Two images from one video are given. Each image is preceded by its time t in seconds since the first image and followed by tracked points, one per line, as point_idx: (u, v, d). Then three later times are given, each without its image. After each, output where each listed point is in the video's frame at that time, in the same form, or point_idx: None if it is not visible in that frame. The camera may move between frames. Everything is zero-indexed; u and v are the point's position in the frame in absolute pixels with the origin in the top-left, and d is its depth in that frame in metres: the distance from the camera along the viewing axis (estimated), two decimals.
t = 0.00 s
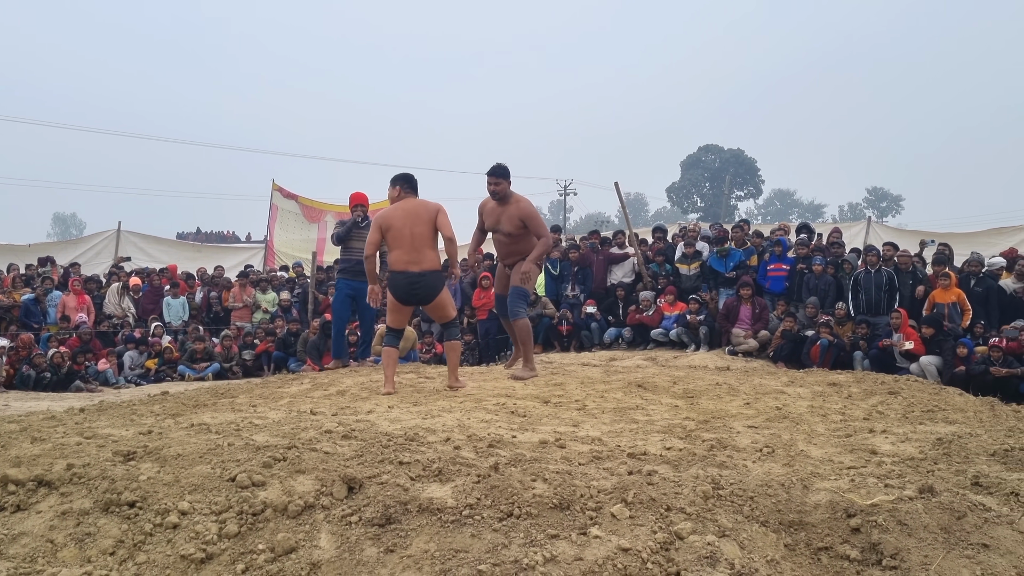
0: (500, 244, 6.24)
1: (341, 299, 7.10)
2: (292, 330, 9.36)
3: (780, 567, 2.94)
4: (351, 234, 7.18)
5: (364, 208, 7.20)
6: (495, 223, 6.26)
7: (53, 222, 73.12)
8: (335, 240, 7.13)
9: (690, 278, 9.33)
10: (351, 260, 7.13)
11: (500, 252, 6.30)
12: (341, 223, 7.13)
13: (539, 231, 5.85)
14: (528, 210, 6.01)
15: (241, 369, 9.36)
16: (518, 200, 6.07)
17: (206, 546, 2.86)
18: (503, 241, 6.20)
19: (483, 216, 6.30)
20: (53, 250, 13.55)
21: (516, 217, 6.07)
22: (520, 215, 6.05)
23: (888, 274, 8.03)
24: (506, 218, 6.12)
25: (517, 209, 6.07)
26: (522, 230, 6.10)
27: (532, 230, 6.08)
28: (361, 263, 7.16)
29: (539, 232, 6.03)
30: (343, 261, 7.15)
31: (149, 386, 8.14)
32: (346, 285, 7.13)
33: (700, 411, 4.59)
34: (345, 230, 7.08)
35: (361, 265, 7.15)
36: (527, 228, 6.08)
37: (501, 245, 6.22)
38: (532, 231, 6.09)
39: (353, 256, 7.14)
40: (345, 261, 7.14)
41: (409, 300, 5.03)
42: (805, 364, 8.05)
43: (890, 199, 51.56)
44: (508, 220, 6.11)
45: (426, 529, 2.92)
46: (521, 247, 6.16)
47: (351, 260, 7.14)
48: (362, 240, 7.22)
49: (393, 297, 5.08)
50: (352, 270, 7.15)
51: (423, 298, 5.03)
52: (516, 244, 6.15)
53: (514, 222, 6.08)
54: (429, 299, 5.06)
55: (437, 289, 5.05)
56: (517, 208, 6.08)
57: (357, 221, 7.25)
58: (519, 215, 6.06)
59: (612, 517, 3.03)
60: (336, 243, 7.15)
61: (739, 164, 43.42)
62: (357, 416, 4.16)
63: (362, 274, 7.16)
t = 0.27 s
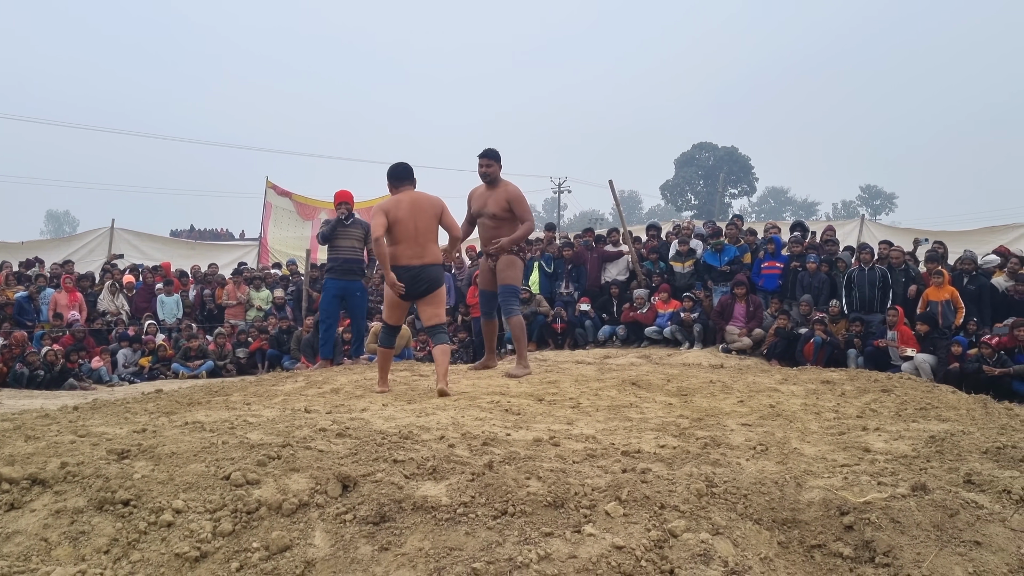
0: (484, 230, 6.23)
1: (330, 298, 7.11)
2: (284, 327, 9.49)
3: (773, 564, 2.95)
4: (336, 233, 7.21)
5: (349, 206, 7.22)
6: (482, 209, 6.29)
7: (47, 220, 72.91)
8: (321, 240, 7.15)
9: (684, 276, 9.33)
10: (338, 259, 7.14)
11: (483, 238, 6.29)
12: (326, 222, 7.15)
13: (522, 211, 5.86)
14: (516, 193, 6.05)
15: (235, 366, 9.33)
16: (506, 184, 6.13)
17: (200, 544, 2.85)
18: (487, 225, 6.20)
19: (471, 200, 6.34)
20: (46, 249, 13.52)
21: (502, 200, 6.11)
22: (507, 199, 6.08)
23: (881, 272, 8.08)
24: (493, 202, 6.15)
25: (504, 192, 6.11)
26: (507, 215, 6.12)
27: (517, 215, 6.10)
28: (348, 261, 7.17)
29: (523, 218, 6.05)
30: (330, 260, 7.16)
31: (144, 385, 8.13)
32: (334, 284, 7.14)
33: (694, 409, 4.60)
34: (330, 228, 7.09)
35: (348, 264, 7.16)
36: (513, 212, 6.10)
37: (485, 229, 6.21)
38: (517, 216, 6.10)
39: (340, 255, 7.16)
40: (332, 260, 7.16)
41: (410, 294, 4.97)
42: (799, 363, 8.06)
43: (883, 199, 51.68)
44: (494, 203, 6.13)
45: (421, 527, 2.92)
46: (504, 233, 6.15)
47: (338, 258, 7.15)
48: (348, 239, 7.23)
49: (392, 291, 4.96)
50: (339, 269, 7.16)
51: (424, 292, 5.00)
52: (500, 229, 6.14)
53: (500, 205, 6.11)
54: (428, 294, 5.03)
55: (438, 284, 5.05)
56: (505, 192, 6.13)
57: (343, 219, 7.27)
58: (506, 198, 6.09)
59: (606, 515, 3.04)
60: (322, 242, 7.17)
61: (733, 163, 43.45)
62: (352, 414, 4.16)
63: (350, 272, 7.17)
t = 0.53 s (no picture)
0: (474, 222, 6.21)
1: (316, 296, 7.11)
2: (284, 324, 9.60)
3: (774, 558, 2.95)
4: (320, 229, 7.24)
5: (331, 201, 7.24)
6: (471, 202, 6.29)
7: (47, 215, 72.94)
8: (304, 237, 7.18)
9: (684, 271, 9.31)
10: (323, 256, 7.17)
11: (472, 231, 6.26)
12: (308, 219, 7.18)
13: (519, 199, 5.90)
14: (509, 183, 6.09)
15: (235, 363, 9.35)
16: (497, 176, 6.16)
17: (201, 540, 2.86)
18: (478, 216, 6.18)
19: (460, 193, 6.32)
20: (46, 245, 13.53)
21: (495, 191, 6.13)
22: (499, 190, 6.10)
23: (882, 267, 8.07)
24: (485, 193, 6.15)
25: (496, 184, 6.14)
26: (498, 207, 6.14)
27: (509, 206, 6.13)
28: (333, 258, 7.19)
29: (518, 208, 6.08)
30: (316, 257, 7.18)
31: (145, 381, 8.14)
32: (320, 281, 7.13)
33: (694, 404, 4.60)
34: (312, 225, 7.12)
35: (334, 260, 7.18)
36: (505, 203, 6.13)
37: (476, 220, 6.19)
38: (509, 207, 6.13)
39: (325, 252, 7.19)
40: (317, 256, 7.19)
41: (404, 281, 4.90)
42: (800, 357, 8.05)
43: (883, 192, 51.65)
44: (486, 196, 6.12)
45: (421, 522, 2.93)
46: (495, 224, 6.14)
47: (322, 255, 7.18)
48: (332, 234, 7.25)
49: (387, 279, 4.92)
50: (325, 266, 7.17)
51: (419, 280, 4.92)
52: (491, 220, 6.14)
53: (492, 196, 6.13)
54: (424, 282, 4.94)
55: (434, 271, 4.95)
56: (496, 184, 6.16)
57: (326, 214, 7.29)
58: (498, 189, 6.12)
59: (607, 510, 3.04)
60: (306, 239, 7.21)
61: (733, 158, 43.48)
62: (352, 409, 4.17)
63: (335, 268, 7.17)
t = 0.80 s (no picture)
0: (472, 210, 6.21)
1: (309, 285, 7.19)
2: (288, 315, 9.46)
3: (775, 549, 2.96)
4: (308, 219, 7.27)
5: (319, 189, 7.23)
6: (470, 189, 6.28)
7: (50, 205, 73.02)
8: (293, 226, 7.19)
9: (685, 263, 9.30)
10: (312, 245, 7.21)
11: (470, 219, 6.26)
12: (299, 208, 7.18)
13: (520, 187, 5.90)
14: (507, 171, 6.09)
15: (238, 354, 9.35)
16: (496, 165, 6.15)
17: (205, 530, 2.87)
18: (477, 203, 6.17)
19: (458, 182, 6.32)
20: (49, 236, 13.55)
21: (494, 179, 6.13)
22: (498, 177, 6.10)
23: (885, 258, 8.05)
24: (483, 181, 6.15)
25: (495, 172, 6.13)
26: (497, 194, 6.14)
27: (508, 193, 6.13)
28: (321, 248, 7.22)
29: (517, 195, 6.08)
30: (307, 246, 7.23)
31: (148, 371, 8.16)
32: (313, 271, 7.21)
33: (696, 395, 4.60)
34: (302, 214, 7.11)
35: (323, 249, 7.22)
36: (504, 191, 6.14)
37: (474, 209, 6.19)
38: (508, 195, 6.13)
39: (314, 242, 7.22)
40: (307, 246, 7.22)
41: (386, 273, 4.76)
42: (802, 348, 8.05)
43: (887, 182, 51.56)
44: (486, 184, 6.12)
45: (424, 513, 2.94)
46: (494, 212, 6.14)
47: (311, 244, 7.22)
48: (321, 224, 7.25)
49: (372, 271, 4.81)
50: (316, 256, 7.22)
51: (401, 271, 4.75)
52: (490, 208, 6.14)
53: (491, 183, 6.12)
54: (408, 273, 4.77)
55: (415, 261, 4.75)
56: (495, 171, 6.15)
57: (317, 202, 7.27)
58: (497, 177, 6.11)
59: (608, 500, 3.05)
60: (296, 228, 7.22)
61: (735, 149, 43.47)
62: (354, 400, 4.18)
63: (324, 258, 7.22)
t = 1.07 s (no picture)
0: (476, 207, 6.21)
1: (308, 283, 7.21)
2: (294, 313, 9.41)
3: (779, 547, 2.96)
4: (307, 216, 7.26)
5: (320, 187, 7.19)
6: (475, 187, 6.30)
7: (55, 201, 73.16)
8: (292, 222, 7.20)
9: (690, 261, 9.29)
10: (310, 242, 7.20)
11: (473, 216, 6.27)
12: (298, 205, 7.16)
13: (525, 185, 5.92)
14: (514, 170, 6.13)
15: (243, 351, 9.37)
16: (504, 164, 6.18)
17: (209, 526, 2.87)
18: (481, 201, 6.18)
19: (464, 178, 6.34)
20: (55, 232, 13.58)
21: (500, 178, 6.16)
22: (504, 176, 6.12)
23: (890, 257, 8.04)
24: (490, 179, 6.17)
25: (502, 171, 6.17)
26: (502, 193, 6.16)
27: (513, 193, 6.15)
28: (318, 246, 7.20)
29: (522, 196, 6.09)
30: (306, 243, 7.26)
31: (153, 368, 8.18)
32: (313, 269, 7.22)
33: (700, 394, 4.60)
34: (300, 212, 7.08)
35: (322, 247, 7.19)
36: (509, 190, 6.16)
37: (478, 205, 6.20)
38: (513, 194, 6.16)
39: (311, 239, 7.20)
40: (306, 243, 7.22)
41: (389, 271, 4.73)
42: (806, 347, 8.04)
43: (892, 181, 51.46)
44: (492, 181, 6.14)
45: (428, 510, 2.94)
46: (498, 210, 6.15)
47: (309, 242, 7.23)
48: (320, 221, 7.22)
49: (373, 270, 4.77)
50: (315, 253, 7.23)
51: (405, 270, 4.73)
52: (494, 206, 6.14)
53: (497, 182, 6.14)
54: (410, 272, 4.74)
55: (420, 261, 4.73)
56: (502, 171, 6.19)
57: (317, 199, 7.23)
58: (503, 176, 6.14)
59: (612, 498, 3.05)
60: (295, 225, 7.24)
61: (740, 148, 43.41)
62: (359, 398, 4.18)
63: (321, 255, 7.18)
